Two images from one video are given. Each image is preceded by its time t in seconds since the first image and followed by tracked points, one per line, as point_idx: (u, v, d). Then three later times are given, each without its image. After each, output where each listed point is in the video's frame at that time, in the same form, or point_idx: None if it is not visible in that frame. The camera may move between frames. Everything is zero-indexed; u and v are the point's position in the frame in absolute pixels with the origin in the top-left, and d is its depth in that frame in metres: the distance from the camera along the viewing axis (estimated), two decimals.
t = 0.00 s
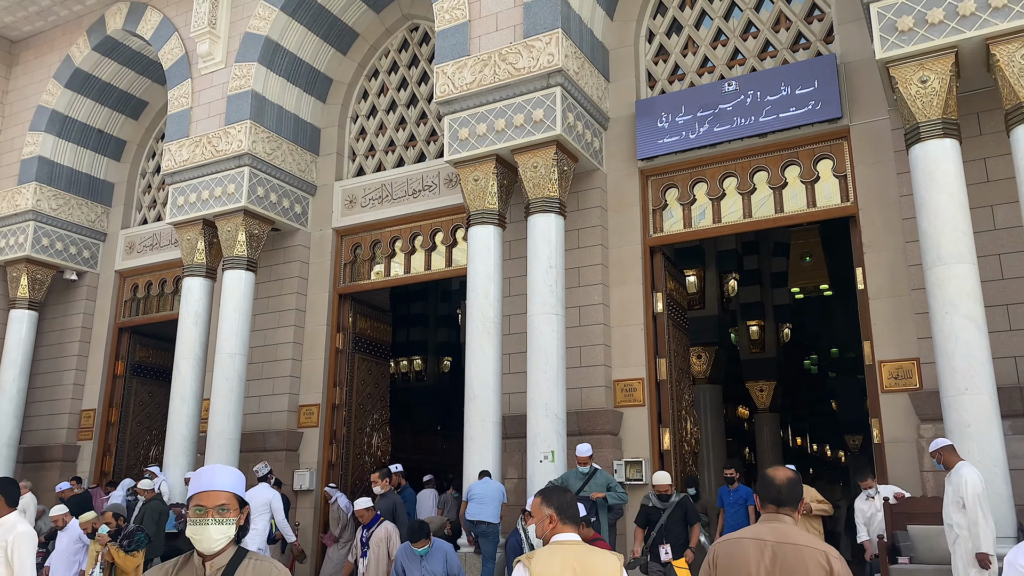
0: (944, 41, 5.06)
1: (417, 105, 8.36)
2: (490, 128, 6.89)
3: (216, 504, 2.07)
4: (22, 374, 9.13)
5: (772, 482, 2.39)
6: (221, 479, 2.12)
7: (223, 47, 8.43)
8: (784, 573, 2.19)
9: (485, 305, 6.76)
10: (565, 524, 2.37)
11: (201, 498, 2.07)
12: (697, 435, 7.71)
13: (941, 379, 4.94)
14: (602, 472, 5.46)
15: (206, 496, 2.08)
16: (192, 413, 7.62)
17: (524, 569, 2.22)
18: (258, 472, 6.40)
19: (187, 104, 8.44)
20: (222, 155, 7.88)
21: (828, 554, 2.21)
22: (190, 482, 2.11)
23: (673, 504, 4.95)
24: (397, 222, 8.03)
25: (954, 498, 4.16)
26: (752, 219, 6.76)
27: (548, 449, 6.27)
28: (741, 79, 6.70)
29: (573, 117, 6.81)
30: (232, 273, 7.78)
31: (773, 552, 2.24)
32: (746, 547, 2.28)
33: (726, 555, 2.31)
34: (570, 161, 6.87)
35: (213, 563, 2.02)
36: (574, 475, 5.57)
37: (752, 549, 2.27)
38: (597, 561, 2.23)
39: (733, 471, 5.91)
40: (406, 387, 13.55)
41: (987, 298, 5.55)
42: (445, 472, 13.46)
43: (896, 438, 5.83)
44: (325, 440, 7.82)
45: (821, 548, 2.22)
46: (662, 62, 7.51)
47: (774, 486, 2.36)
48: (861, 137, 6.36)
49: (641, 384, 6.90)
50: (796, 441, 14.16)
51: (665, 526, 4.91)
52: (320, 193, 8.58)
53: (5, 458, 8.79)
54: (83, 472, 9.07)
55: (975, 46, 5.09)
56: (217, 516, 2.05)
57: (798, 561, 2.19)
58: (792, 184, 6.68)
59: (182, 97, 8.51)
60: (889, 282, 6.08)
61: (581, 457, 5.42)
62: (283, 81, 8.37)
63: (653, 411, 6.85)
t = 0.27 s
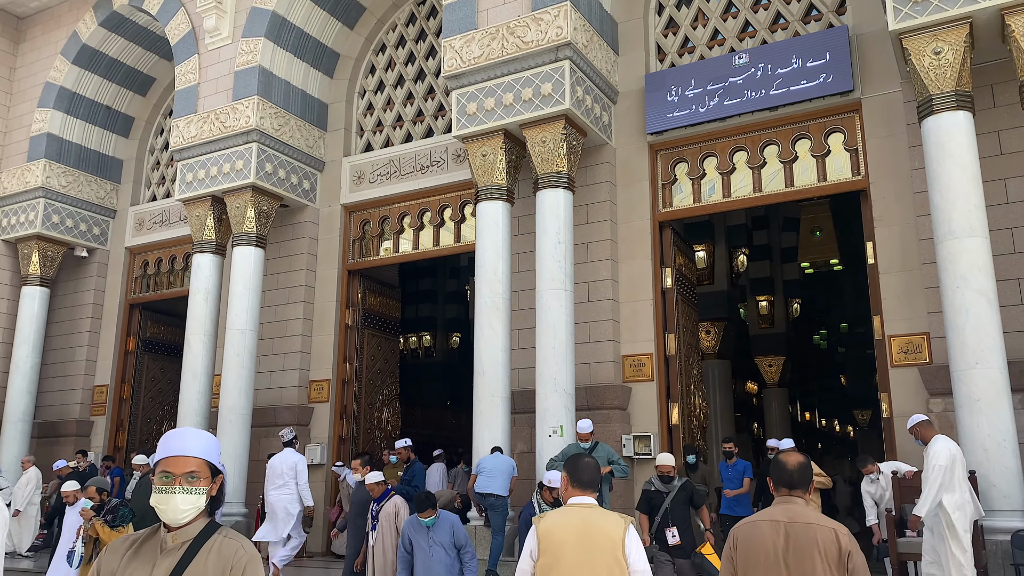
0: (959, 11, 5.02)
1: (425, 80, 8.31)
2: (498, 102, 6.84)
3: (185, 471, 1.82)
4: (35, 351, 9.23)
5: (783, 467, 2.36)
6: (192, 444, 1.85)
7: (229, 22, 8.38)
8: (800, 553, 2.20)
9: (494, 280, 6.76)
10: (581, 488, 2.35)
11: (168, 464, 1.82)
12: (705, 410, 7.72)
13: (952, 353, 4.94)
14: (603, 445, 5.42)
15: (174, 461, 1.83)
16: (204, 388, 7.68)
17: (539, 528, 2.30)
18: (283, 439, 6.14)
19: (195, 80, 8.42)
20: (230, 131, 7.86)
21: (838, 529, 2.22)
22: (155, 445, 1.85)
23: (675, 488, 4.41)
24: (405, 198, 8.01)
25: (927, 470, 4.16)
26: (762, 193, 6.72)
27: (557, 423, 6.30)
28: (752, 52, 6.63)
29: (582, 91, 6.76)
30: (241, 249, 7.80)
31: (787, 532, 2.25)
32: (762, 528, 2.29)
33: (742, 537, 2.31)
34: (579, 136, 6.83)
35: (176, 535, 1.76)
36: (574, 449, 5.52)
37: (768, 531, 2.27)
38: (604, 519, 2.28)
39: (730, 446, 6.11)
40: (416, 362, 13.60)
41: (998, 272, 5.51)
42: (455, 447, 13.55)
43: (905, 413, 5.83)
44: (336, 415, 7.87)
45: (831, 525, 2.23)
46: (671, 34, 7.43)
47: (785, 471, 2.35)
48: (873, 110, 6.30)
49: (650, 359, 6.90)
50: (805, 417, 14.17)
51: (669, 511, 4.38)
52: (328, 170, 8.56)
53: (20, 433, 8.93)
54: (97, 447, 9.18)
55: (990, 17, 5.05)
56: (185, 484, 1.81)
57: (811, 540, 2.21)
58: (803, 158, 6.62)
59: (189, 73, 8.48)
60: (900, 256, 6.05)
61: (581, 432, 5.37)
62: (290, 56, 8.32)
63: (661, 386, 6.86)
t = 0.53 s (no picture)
0: None
1: (430, 55, 8.25)
2: (504, 77, 6.80)
3: (111, 446, 1.65)
4: (44, 328, 9.30)
5: (790, 432, 2.49)
6: (123, 416, 1.69)
7: None
8: (804, 510, 2.33)
9: (500, 256, 6.76)
10: (611, 471, 2.38)
11: (93, 439, 1.65)
12: (712, 385, 7.73)
13: (959, 328, 4.94)
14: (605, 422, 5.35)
15: (99, 435, 1.65)
16: (212, 364, 7.73)
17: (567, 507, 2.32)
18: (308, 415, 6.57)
19: (200, 56, 8.38)
20: (236, 107, 7.84)
21: (842, 488, 2.34)
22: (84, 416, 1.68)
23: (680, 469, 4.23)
24: (411, 174, 7.99)
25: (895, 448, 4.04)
26: (770, 168, 6.68)
27: (563, 398, 6.33)
28: (760, 25, 6.56)
29: (589, 65, 6.71)
30: (247, 226, 7.80)
31: (794, 493, 2.37)
32: (770, 489, 2.42)
33: (753, 501, 2.44)
34: (585, 111, 6.79)
35: (109, 517, 1.62)
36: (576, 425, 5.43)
37: (775, 491, 2.40)
38: (626, 501, 2.28)
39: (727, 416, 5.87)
40: (423, 339, 13.63)
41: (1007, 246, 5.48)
42: (462, 423, 13.62)
43: (912, 387, 5.82)
44: (343, 391, 7.92)
45: (837, 484, 2.34)
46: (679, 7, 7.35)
47: (793, 436, 2.48)
48: (883, 83, 6.23)
49: (656, 335, 6.91)
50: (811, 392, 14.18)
51: (673, 489, 4.07)
52: (334, 146, 8.53)
53: (31, 408, 9.03)
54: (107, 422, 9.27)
55: None
56: (111, 460, 1.63)
57: (815, 497, 2.33)
58: (811, 132, 6.57)
59: (194, 48, 8.44)
60: (908, 230, 6.02)
61: (583, 405, 5.32)
62: (295, 31, 8.27)
63: (668, 362, 6.87)
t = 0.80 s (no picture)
0: None
1: (433, 29, 8.18)
2: (508, 51, 6.75)
3: None
4: (51, 305, 9.33)
5: (811, 412, 2.52)
6: (5, 377, 1.45)
7: None
8: (818, 486, 2.34)
9: (505, 232, 6.75)
10: (638, 437, 2.58)
11: None
12: (716, 361, 7.74)
13: (965, 302, 4.94)
14: (611, 401, 5.31)
15: None
16: (218, 341, 7.76)
17: (599, 472, 2.55)
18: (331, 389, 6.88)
19: (202, 31, 8.32)
20: (239, 83, 7.80)
21: (855, 467, 2.35)
22: None
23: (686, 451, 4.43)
24: (415, 150, 7.96)
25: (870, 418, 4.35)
26: (775, 143, 6.64)
27: (568, 374, 6.35)
28: None
29: (594, 39, 6.65)
30: (252, 202, 7.79)
31: (810, 468, 2.37)
32: (786, 464, 2.42)
33: (769, 475, 2.45)
34: (590, 85, 6.75)
35: None
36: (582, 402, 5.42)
37: (791, 466, 2.41)
38: (654, 467, 2.47)
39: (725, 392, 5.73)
40: (427, 316, 13.66)
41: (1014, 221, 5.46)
42: (467, 399, 13.68)
43: (916, 362, 5.83)
44: (349, 367, 7.96)
45: (850, 462, 2.35)
46: None
47: (814, 415, 2.50)
48: (891, 56, 6.18)
49: (661, 311, 6.92)
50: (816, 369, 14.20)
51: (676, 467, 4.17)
52: (338, 122, 8.50)
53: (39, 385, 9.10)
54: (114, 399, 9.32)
55: None
56: None
57: (829, 474, 2.34)
58: (817, 107, 6.52)
59: (196, 24, 8.39)
60: (914, 205, 5.99)
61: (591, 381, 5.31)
62: (297, 6, 8.22)
63: (672, 338, 6.88)
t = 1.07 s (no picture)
0: None
1: (436, 4, 8.10)
2: (512, 26, 6.70)
3: None
4: (56, 283, 9.36)
5: (837, 387, 2.58)
6: None
7: None
8: (839, 461, 2.43)
9: (509, 209, 6.74)
10: (651, 416, 2.67)
11: None
12: (719, 338, 7.74)
13: (970, 278, 4.93)
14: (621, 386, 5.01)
15: None
16: (222, 319, 7.78)
17: (617, 451, 2.65)
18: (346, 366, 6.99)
19: (203, 7, 8.23)
20: (241, 59, 7.76)
21: (876, 443, 2.44)
22: None
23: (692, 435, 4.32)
24: (419, 127, 7.93)
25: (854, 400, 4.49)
26: (781, 118, 6.59)
27: (572, 351, 6.36)
28: None
29: (598, 13, 6.59)
30: (255, 180, 7.77)
31: (832, 441, 2.47)
32: (810, 437, 2.51)
33: (793, 442, 2.56)
34: (594, 61, 6.70)
35: None
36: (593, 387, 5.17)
37: (815, 439, 2.50)
38: (669, 443, 2.59)
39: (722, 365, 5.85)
40: (430, 294, 13.66)
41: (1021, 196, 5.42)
42: (471, 377, 13.74)
43: (921, 338, 5.83)
44: (353, 345, 7.98)
45: (871, 439, 2.44)
46: None
47: (839, 390, 2.56)
48: (898, 29, 6.11)
49: (665, 288, 6.91)
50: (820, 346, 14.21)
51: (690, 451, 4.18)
52: (340, 99, 8.45)
53: (46, 363, 9.15)
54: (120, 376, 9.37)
55: None
56: None
57: (851, 449, 2.43)
58: (823, 82, 6.46)
59: None
60: (920, 180, 5.96)
61: (599, 367, 5.06)
62: None
63: (676, 314, 6.89)
